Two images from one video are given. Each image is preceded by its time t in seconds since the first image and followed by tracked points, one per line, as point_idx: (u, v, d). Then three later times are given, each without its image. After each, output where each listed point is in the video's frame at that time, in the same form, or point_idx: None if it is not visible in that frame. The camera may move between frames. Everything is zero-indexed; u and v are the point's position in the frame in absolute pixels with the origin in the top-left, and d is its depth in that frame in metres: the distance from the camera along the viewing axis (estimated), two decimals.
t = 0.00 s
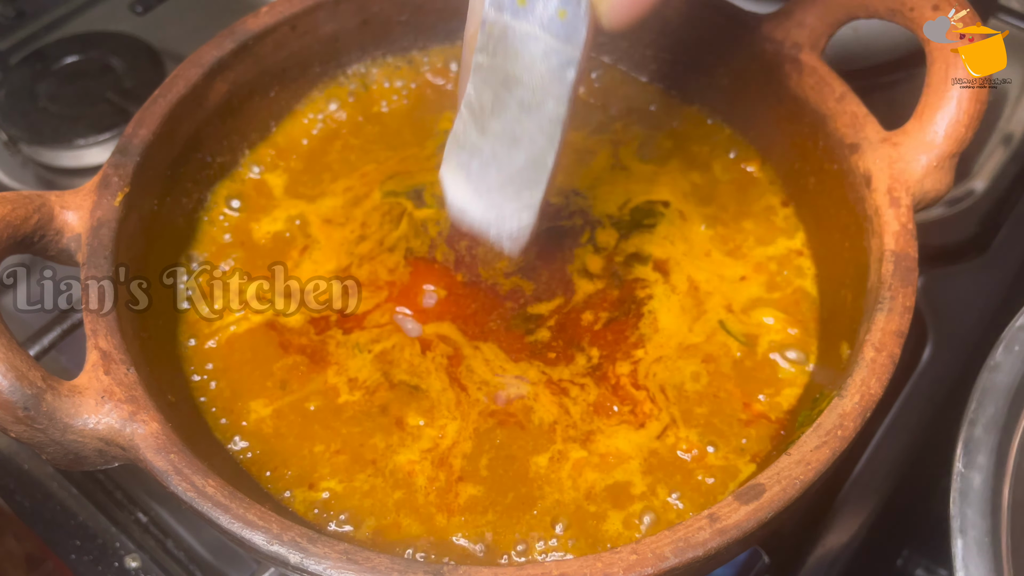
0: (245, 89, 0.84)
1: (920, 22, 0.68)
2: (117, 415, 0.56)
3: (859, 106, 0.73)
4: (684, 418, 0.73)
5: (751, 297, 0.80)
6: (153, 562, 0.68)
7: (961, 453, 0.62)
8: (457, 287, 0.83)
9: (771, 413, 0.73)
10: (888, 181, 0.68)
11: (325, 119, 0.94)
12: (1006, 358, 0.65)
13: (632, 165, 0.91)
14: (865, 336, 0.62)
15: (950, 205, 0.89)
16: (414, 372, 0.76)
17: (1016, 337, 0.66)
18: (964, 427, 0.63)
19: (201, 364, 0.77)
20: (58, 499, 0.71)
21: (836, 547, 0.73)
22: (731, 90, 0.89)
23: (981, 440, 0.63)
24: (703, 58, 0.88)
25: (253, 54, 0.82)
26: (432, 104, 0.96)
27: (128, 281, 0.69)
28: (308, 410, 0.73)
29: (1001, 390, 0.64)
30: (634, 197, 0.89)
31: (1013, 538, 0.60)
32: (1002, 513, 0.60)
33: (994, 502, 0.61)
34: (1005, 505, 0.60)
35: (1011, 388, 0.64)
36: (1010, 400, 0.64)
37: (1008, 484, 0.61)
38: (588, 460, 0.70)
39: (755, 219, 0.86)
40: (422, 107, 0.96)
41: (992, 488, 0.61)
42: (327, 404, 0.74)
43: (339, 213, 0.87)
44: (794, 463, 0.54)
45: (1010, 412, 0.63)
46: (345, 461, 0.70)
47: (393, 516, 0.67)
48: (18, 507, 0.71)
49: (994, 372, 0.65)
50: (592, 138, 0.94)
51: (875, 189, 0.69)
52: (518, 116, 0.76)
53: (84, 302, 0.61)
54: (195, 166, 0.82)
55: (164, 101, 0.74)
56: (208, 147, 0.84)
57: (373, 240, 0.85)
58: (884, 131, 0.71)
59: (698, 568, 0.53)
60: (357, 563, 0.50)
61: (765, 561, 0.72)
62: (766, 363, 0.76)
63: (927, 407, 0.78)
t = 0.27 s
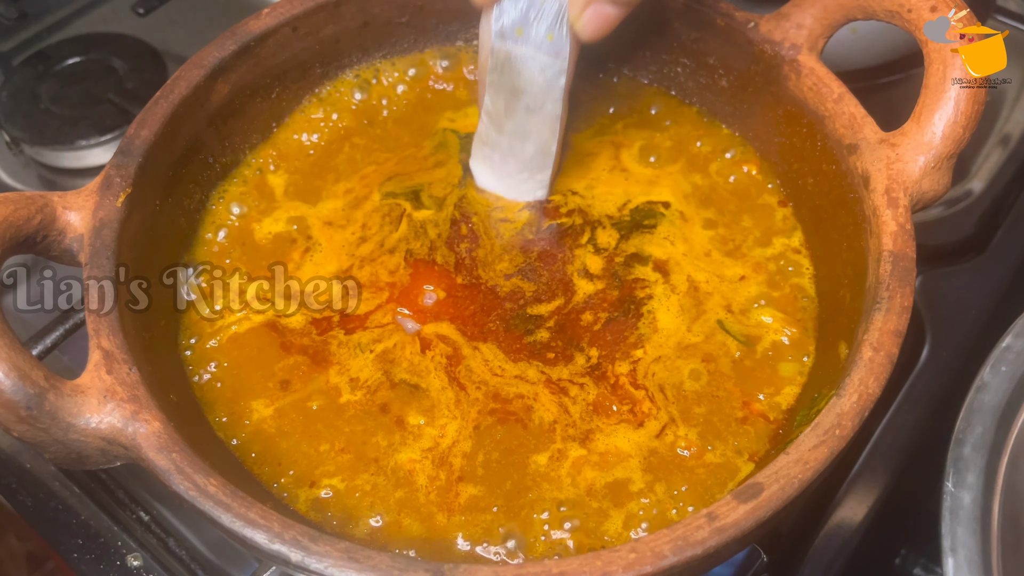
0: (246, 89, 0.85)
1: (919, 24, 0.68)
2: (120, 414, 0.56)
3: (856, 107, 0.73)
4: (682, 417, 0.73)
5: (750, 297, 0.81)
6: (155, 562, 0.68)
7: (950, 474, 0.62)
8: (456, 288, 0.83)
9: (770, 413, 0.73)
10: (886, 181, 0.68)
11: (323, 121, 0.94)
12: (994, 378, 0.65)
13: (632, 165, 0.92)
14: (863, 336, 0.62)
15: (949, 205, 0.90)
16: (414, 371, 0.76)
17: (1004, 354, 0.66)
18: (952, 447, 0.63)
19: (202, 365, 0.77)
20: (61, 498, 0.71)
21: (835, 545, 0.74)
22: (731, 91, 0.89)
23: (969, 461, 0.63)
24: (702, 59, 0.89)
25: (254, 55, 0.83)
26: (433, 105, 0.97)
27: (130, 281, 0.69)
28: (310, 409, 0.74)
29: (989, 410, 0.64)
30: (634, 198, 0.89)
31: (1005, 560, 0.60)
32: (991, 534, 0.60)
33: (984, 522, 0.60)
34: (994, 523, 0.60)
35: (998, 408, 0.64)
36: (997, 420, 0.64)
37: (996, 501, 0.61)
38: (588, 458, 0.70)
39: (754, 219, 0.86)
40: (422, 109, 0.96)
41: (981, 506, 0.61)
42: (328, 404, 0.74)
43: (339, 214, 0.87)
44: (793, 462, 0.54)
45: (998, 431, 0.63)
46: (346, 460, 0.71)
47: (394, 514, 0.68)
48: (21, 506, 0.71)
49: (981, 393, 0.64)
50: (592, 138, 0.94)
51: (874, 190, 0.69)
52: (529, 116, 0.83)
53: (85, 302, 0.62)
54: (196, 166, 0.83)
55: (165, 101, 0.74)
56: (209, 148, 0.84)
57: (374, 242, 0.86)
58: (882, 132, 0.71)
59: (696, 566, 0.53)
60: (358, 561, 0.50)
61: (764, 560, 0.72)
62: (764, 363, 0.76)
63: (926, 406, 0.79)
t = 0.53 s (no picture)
0: (246, 90, 0.85)
1: (919, 24, 0.68)
2: (120, 414, 0.56)
3: (856, 107, 0.73)
4: (682, 420, 0.73)
5: (750, 297, 0.81)
6: (155, 561, 0.69)
7: (959, 480, 0.56)
8: (454, 299, 0.83)
9: (770, 413, 0.74)
10: (885, 182, 0.68)
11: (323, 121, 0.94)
12: (1002, 375, 0.59)
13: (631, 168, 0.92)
14: (862, 335, 0.62)
15: (948, 205, 0.91)
16: (412, 374, 0.77)
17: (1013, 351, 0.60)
18: (959, 452, 0.58)
19: (200, 365, 0.77)
20: (61, 498, 0.71)
21: (836, 545, 0.74)
22: (731, 91, 0.89)
23: (980, 466, 0.57)
24: (702, 59, 0.89)
25: (254, 56, 0.83)
26: (432, 105, 0.97)
27: (130, 281, 0.69)
28: (309, 410, 0.74)
29: (998, 410, 0.58)
30: (633, 196, 0.90)
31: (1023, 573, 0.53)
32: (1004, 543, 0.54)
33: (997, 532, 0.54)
34: (1006, 535, 0.54)
35: (1006, 409, 0.58)
36: (1007, 423, 0.58)
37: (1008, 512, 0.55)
38: (589, 458, 0.71)
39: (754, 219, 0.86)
40: (423, 109, 0.96)
41: (994, 517, 0.55)
42: (327, 404, 0.74)
43: (335, 219, 0.87)
44: (792, 461, 0.55)
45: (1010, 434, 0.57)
46: (347, 460, 0.71)
47: (394, 514, 0.68)
48: (21, 506, 0.71)
49: (989, 391, 0.59)
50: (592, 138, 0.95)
51: (873, 190, 0.69)
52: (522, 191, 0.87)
53: (85, 302, 0.62)
54: (197, 166, 0.83)
55: (165, 102, 0.74)
56: (210, 149, 0.84)
57: (369, 248, 0.86)
58: (882, 132, 0.71)
59: (696, 566, 0.53)
60: (358, 561, 0.51)
61: (764, 559, 0.72)
62: (764, 363, 0.77)
63: (926, 406, 0.79)
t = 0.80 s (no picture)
0: (247, 90, 0.85)
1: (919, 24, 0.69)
2: (120, 414, 0.56)
3: (856, 107, 0.73)
4: (684, 434, 0.72)
5: (750, 298, 0.81)
6: (156, 561, 0.69)
7: (975, 454, 0.62)
8: (425, 309, 0.82)
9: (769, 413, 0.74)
10: (886, 182, 0.68)
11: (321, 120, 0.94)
12: (1016, 346, 0.67)
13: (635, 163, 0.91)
14: (862, 335, 0.62)
15: (949, 205, 0.91)
16: (397, 378, 0.76)
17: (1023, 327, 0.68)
18: (977, 424, 0.64)
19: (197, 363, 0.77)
20: (61, 498, 0.71)
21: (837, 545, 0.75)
22: (731, 91, 0.89)
23: (993, 437, 0.63)
24: (701, 59, 0.89)
25: (255, 56, 0.83)
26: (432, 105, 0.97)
27: (130, 281, 0.69)
28: (303, 410, 0.74)
29: (1012, 382, 0.65)
30: (639, 203, 0.89)
31: None
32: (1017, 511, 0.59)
33: (1013, 504, 0.59)
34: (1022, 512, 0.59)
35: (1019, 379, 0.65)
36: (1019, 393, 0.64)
37: None
38: (586, 467, 0.70)
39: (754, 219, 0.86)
40: (423, 108, 0.96)
41: (1008, 489, 0.60)
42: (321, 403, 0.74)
43: (339, 216, 0.87)
44: (792, 461, 0.55)
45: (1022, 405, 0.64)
46: (346, 460, 0.71)
47: (394, 514, 0.68)
48: (22, 506, 0.71)
49: (1005, 360, 0.66)
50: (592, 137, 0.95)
51: (873, 190, 0.69)
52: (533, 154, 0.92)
53: (85, 302, 0.62)
54: (197, 166, 0.83)
55: (166, 102, 0.74)
56: (209, 149, 0.84)
57: (369, 246, 0.86)
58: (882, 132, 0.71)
59: (696, 566, 0.53)
60: (358, 561, 0.51)
61: (764, 560, 0.73)
62: (764, 364, 0.77)
63: (927, 407, 0.79)
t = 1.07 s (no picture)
0: (246, 90, 0.85)
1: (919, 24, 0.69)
2: (120, 414, 0.56)
3: (856, 107, 0.73)
4: (670, 428, 0.73)
5: (750, 297, 0.81)
6: (155, 561, 0.69)
7: (970, 385, 0.68)
8: (431, 298, 0.83)
9: (769, 412, 0.74)
10: (885, 181, 0.68)
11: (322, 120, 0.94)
12: (1010, 299, 0.72)
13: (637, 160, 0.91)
14: (862, 335, 0.62)
15: (948, 205, 0.92)
16: (385, 366, 0.77)
17: (1018, 279, 0.73)
18: (972, 363, 0.70)
19: (197, 361, 0.77)
20: (61, 498, 0.71)
21: (835, 545, 0.74)
22: (730, 91, 0.89)
23: (989, 372, 0.69)
24: (701, 59, 0.89)
25: (254, 56, 0.83)
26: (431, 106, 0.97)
27: (130, 281, 0.69)
28: (299, 400, 0.74)
29: (1006, 328, 0.71)
30: (623, 197, 0.89)
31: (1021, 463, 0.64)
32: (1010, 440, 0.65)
33: (1002, 429, 0.66)
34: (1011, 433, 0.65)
35: (1015, 327, 0.71)
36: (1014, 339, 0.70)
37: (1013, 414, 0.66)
38: (575, 463, 0.70)
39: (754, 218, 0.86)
40: (422, 108, 0.96)
41: (1001, 416, 0.66)
42: (315, 396, 0.74)
43: (342, 208, 0.88)
44: (792, 461, 0.55)
45: (1015, 345, 0.70)
46: (340, 457, 0.71)
47: (393, 513, 0.68)
48: (22, 506, 0.71)
49: (999, 312, 0.72)
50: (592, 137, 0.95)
51: (873, 190, 0.69)
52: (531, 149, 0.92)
53: (85, 302, 0.62)
54: (196, 166, 0.83)
55: (165, 102, 0.74)
56: (209, 149, 0.84)
57: (369, 238, 0.86)
58: (881, 132, 0.71)
59: (696, 566, 0.53)
60: (358, 560, 0.51)
61: (764, 560, 0.72)
62: (764, 364, 0.77)
63: (927, 407, 0.79)
